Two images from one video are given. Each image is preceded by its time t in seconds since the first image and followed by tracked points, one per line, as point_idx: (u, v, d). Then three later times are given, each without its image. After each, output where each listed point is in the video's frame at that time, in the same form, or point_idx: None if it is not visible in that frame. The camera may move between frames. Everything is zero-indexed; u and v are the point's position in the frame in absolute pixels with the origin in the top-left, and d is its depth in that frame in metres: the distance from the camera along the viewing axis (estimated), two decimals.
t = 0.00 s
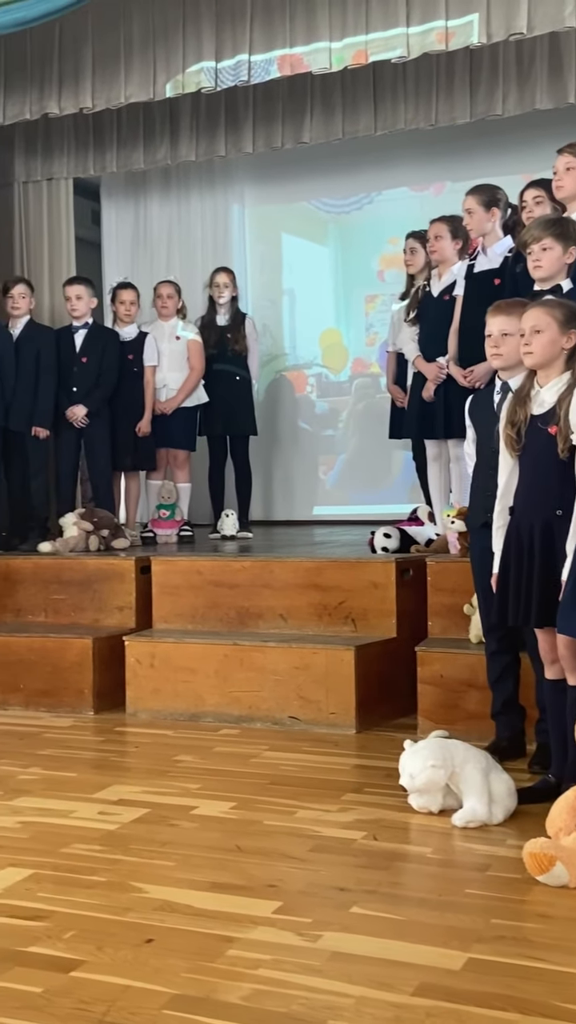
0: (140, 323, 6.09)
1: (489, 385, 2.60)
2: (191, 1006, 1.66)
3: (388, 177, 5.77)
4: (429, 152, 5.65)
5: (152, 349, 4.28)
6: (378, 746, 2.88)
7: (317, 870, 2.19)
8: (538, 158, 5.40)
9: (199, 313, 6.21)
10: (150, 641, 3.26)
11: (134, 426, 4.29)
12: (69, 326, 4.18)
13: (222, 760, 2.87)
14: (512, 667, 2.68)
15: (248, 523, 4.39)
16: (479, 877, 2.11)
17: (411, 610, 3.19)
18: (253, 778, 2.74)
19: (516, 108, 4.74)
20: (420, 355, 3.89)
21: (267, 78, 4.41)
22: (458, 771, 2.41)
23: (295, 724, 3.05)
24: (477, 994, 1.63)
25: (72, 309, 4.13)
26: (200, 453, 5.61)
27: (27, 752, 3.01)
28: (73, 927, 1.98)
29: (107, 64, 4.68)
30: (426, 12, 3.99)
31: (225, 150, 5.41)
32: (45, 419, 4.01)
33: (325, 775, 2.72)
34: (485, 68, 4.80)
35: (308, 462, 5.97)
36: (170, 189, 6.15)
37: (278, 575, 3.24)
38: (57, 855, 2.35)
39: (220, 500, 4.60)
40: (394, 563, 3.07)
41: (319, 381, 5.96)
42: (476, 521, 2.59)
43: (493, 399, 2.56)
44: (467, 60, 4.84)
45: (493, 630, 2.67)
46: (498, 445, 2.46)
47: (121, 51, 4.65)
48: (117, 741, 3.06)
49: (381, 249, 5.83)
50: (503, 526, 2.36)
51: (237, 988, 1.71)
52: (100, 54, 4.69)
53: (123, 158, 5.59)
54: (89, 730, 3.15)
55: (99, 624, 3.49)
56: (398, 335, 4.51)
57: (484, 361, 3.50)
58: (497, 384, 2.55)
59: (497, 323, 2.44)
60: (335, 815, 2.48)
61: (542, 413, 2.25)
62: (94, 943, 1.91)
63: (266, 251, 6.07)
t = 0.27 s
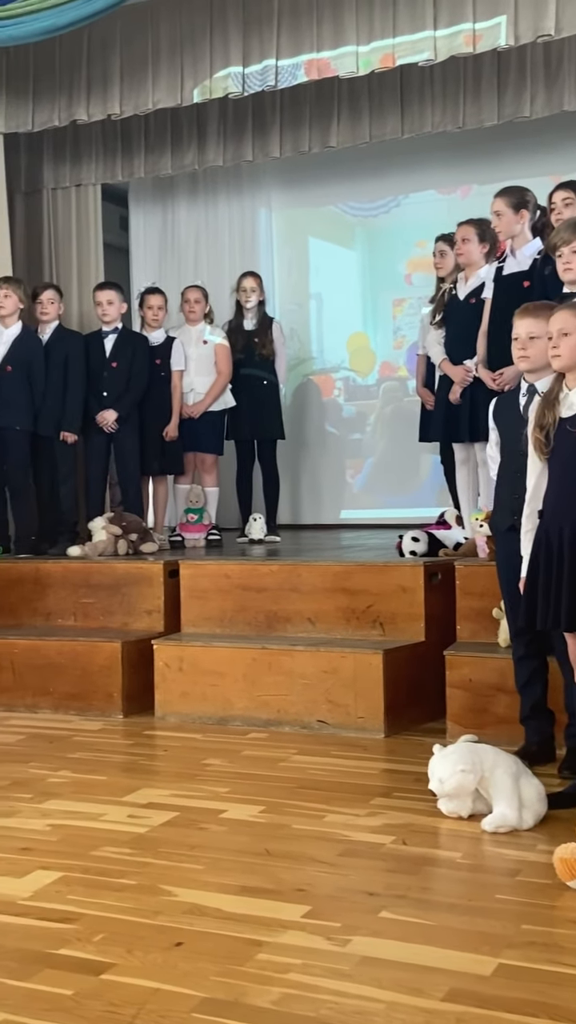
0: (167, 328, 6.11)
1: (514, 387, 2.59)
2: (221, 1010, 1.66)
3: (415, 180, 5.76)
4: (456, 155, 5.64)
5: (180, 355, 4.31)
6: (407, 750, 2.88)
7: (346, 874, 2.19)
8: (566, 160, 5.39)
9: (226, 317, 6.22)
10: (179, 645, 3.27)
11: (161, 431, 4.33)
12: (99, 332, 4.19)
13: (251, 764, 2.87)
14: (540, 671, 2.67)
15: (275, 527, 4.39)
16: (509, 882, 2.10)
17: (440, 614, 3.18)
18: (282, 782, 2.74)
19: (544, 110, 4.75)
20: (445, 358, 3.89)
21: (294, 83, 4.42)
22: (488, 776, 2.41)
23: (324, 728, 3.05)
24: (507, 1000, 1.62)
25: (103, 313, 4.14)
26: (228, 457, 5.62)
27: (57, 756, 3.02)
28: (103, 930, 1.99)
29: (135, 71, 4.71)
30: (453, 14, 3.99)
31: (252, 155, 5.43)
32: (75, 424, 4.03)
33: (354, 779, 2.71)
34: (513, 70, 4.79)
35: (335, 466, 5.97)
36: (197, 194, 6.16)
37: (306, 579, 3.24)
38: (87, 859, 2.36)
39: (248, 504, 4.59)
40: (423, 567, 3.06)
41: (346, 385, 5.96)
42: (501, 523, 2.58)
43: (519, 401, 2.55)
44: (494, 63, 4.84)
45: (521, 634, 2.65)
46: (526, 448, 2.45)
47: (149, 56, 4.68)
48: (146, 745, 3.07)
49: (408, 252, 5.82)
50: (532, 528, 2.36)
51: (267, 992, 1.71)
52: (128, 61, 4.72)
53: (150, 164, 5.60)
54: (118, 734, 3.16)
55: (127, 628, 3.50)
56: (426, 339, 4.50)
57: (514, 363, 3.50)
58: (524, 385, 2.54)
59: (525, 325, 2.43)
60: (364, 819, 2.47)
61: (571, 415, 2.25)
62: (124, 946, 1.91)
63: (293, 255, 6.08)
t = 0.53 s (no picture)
0: (197, 331, 6.13)
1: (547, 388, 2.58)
2: (254, 1011, 1.66)
3: (445, 182, 5.76)
4: (486, 156, 5.63)
5: (209, 357, 4.32)
6: (438, 753, 2.87)
7: (377, 877, 2.19)
8: None
9: (256, 320, 6.23)
10: (210, 648, 3.28)
11: (192, 433, 4.32)
12: (131, 336, 4.21)
13: (281, 767, 2.87)
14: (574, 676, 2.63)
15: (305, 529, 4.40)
16: (542, 886, 2.09)
17: (471, 616, 3.17)
18: (313, 785, 2.74)
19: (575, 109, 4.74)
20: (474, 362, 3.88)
21: (324, 85, 4.42)
22: (520, 779, 2.40)
23: (354, 731, 3.05)
24: (540, 1004, 1.62)
25: (135, 317, 4.15)
26: (257, 460, 5.63)
27: (89, 757, 3.04)
28: (135, 931, 2.00)
29: (165, 76, 4.74)
30: (483, 15, 3.99)
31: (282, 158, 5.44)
32: (106, 427, 4.06)
33: (385, 782, 2.71)
34: (544, 71, 4.78)
35: (365, 469, 5.96)
36: (227, 198, 6.18)
37: (336, 581, 3.24)
38: (119, 860, 2.37)
39: (278, 506, 4.60)
40: (453, 570, 3.06)
41: (375, 387, 5.96)
42: (535, 527, 2.57)
43: (551, 402, 2.54)
44: (525, 64, 4.82)
45: (554, 637, 2.61)
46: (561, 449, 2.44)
47: (179, 60, 4.70)
48: (177, 747, 3.08)
49: (438, 254, 5.81)
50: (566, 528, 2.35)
51: (299, 993, 1.71)
52: (158, 66, 4.75)
53: (181, 169, 5.66)
54: (149, 736, 3.18)
55: (158, 630, 3.51)
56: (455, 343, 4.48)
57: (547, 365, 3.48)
58: (557, 386, 2.53)
59: (559, 325, 2.42)
60: (395, 822, 2.47)
61: None
62: (157, 947, 1.92)
63: (323, 258, 6.09)
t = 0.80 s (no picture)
0: (229, 333, 6.14)
1: None
2: (288, 1013, 1.66)
3: (477, 181, 5.73)
4: (519, 156, 5.60)
5: (241, 359, 4.31)
6: (471, 756, 2.85)
7: (411, 880, 2.18)
8: None
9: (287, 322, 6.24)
10: (242, 649, 3.28)
11: (224, 435, 4.34)
12: (163, 338, 4.22)
13: (314, 768, 2.87)
14: None
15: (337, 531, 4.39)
16: None
17: (504, 618, 3.15)
18: (346, 787, 2.74)
19: None
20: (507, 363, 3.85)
21: (355, 86, 4.41)
22: (554, 783, 2.41)
23: (387, 733, 3.04)
24: None
25: (168, 320, 4.16)
26: (289, 461, 5.64)
27: (122, 758, 3.05)
28: (169, 932, 2.00)
29: (197, 79, 4.75)
30: (517, 14, 3.96)
31: (313, 159, 5.43)
32: (139, 428, 4.07)
33: (418, 784, 2.70)
34: None
35: (397, 470, 5.95)
36: (259, 200, 6.19)
37: (369, 583, 3.23)
38: (153, 861, 2.38)
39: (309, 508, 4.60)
40: (487, 571, 3.04)
41: (407, 388, 5.94)
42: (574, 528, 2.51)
43: None
44: (559, 62, 4.79)
45: None
46: None
47: (211, 62, 4.71)
48: (210, 748, 3.08)
49: (471, 254, 5.79)
50: None
51: (333, 997, 1.70)
52: (191, 68, 4.76)
53: (212, 170, 5.65)
54: (182, 737, 3.18)
55: (190, 631, 3.52)
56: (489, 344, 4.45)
57: None
58: None
59: None
60: (429, 826, 2.46)
61: None
62: (191, 948, 1.92)
63: (355, 259, 6.08)
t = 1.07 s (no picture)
0: (262, 334, 6.14)
1: None
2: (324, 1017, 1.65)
3: (511, 180, 5.70)
4: (553, 154, 5.56)
5: (273, 361, 4.35)
6: (506, 759, 2.83)
7: (447, 884, 2.16)
8: None
9: (320, 323, 6.23)
10: (275, 650, 3.28)
11: (256, 436, 4.36)
12: (196, 339, 4.23)
13: (347, 770, 2.86)
14: None
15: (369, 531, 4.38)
16: None
17: (540, 620, 3.12)
18: (380, 789, 2.73)
19: None
20: (542, 363, 3.82)
21: (388, 86, 4.38)
22: None
23: (421, 736, 3.02)
24: None
25: (201, 322, 4.18)
26: (322, 462, 5.64)
27: (155, 759, 3.06)
28: (204, 933, 2.00)
29: (231, 80, 4.76)
30: (552, 12, 3.93)
31: (346, 159, 5.40)
32: (170, 429, 4.07)
33: (453, 788, 2.68)
34: None
35: (430, 471, 5.92)
36: (291, 201, 6.19)
37: (402, 584, 3.22)
38: (187, 862, 2.38)
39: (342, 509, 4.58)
40: (522, 572, 3.02)
41: (441, 388, 5.93)
42: None
43: None
44: None
45: None
46: None
47: (244, 64, 4.72)
48: (243, 750, 3.08)
49: (505, 254, 5.77)
50: None
51: (369, 1000, 1.70)
52: (224, 70, 4.77)
53: (245, 170, 5.63)
54: (215, 739, 3.18)
55: (223, 633, 3.52)
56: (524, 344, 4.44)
57: None
58: None
59: None
60: (464, 829, 2.44)
61: None
62: (226, 950, 1.92)
63: (388, 259, 6.06)
